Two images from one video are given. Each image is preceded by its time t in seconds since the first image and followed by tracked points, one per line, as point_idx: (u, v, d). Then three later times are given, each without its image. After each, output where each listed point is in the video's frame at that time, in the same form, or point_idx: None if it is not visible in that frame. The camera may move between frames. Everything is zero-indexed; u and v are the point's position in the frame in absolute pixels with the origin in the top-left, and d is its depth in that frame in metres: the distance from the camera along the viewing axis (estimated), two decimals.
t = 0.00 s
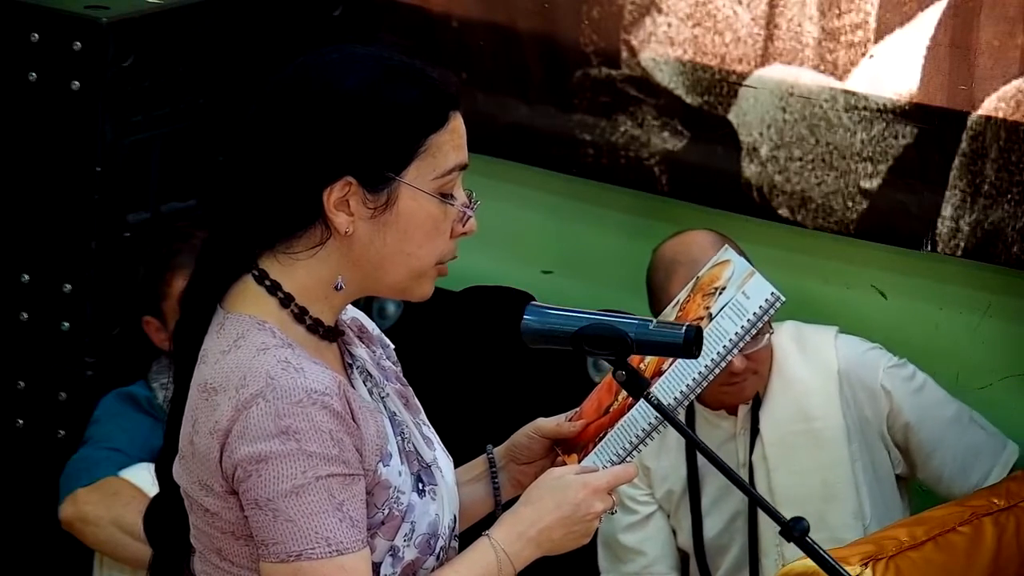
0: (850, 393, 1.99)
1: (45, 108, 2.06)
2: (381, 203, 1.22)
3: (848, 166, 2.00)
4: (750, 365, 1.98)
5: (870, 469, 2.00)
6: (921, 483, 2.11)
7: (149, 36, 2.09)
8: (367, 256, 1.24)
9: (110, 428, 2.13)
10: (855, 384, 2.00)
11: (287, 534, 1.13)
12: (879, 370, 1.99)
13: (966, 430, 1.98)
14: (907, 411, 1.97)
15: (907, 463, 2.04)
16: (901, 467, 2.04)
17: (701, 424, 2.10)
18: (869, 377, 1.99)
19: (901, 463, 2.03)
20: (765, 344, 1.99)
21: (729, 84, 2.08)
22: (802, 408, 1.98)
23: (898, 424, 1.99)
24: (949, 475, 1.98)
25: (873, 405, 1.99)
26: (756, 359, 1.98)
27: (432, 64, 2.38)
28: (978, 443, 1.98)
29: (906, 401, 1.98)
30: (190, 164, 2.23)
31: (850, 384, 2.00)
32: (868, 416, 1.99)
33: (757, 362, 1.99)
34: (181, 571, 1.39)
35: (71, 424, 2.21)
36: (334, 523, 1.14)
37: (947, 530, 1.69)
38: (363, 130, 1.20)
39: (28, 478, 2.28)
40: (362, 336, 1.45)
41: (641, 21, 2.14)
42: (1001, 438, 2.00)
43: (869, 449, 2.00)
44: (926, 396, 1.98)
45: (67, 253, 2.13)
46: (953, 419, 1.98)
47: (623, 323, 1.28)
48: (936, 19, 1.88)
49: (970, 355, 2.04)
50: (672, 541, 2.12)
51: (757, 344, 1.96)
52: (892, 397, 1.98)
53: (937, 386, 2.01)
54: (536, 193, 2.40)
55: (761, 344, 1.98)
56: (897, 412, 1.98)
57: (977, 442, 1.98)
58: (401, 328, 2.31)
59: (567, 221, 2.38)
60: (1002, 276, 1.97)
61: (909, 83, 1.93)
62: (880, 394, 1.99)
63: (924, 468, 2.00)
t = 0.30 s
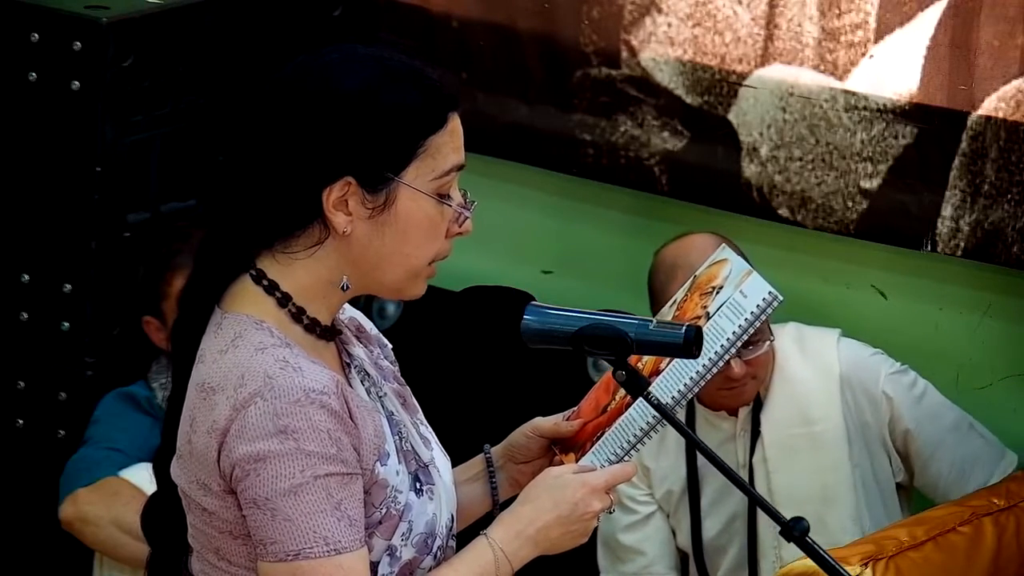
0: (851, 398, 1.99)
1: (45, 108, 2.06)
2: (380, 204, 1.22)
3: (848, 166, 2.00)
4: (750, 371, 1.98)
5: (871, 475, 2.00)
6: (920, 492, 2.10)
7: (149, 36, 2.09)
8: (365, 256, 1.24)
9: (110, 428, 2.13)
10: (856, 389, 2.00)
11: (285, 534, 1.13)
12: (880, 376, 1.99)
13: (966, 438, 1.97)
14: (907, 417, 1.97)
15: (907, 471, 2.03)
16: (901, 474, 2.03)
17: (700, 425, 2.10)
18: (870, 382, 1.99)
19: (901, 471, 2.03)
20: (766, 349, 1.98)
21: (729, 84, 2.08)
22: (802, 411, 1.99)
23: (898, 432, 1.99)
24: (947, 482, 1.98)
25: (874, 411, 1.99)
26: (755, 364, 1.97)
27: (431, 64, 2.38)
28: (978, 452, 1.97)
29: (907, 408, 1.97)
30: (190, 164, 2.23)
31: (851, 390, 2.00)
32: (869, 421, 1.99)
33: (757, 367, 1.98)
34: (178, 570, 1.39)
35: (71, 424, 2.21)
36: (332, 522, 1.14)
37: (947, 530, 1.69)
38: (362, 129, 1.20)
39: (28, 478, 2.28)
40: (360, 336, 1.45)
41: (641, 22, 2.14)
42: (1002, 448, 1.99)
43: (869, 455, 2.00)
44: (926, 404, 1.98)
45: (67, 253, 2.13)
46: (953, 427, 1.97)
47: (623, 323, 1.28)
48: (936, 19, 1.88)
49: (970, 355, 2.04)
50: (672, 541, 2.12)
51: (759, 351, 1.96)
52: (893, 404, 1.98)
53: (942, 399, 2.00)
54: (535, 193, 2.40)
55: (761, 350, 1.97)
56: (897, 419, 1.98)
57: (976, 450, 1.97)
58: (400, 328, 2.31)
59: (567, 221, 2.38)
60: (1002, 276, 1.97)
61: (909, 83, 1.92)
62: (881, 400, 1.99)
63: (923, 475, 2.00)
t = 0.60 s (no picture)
0: (855, 399, 1.99)
1: (45, 108, 2.06)
2: (375, 203, 1.22)
3: (848, 167, 2.00)
4: (753, 373, 1.96)
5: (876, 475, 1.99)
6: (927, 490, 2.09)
7: (149, 36, 2.09)
8: (361, 256, 1.24)
9: (110, 428, 2.13)
10: (860, 390, 1.99)
11: (283, 532, 1.13)
12: (884, 375, 1.99)
13: (971, 433, 1.97)
14: (912, 414, 1.97)
15: (913, 467, 2.03)
16: (906, 473, 2.03)
17: (702, 426, 2.09)
18: (875, 382, 1.99)
19: (907, 468, 2.02)
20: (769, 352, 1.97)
21: (729, 84, 2.08)
22: (803, 413, 1.99)
23: (905, 429, 1.99)
24: (955, 476, 1.97)
25: (878, 410, 1.99)
26: (758, 367, 1.96)
27: (431, 64, 2.38)
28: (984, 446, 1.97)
29: (913, 405, 1.97)
30: (190, 164, 2.23)
31: (854, 390, 1.99)
32: (874, 422, 1.99)
33: (760, 370, 1.97)
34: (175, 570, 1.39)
35: (71, 424, 2.21)
36: (330, 520, 1.14)
37: (947, 530, 1.68)
38: (359, 129, 1.20)
39: (28, 477, 2.28)
40: (356, 333, 1.44)
41: (641, 21, 2.14)
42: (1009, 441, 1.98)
43: (875, 453, 1.99)
44: (932, 400, 1.98)
45: (67, 253, 2.13)
46: (958, 422, 1.97)
47: (623, 323, 1.28)
48: (936, 19, 1.88)
49: (970, 355, 2.03)
50: (672, 542, 2.12)
51: (761, 354, 1.95)
52: (899, 402, 1.98)
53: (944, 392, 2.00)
54: (536, 193, 2.40)
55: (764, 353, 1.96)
56: (903, 416, 1.98)
57: (981, 442, 1.97)
58: (400, 328, 2.31)
59: (567, 221, 2.38)
60: (1002, 276, 1.97)
61: (909, 83, 1.92)
62: (885, 399, 1.99)
63: (928, 472, 1.99)
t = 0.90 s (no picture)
0: (859, 399, 1.99)
1: (45, 108, 2.06)
2: (373, 203, 1.22)
3: (848, 166, 2.00)
4: (756, 373, 1.97)
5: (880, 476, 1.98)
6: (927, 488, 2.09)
7: (149, 36, 2.09)
8: (358, 256, 1.25)
9: (110, 428, 2.13)
10: (863, 390, 1.99)
11: (280, 532, 1.13)
12: (888, 375, 1.99)
13: (976, 431, 1.97)
14: (919, 413, 1.97)
15: (915, 467, 2.03)
16: (909, 471, 2.03)
17: (704, 427, 2.10)
18: (879, 382, 1.98)
19: (908, 467, 2.03)
20: (773, 353, 1.98)
21: (729, 84, 2.07)
22: (805, 414, 1.98)
23: (910, 427, 1.99)
24: (958, 470, 1.99)
25: (883, 409, 1.99)
26: (760, 367, 1.97)
27: (431, 64, 2.38)
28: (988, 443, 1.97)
29: (919, 404, 1.97)
30: (190, 164, 2.23)
31: (857, 391, 1.99)
32: (879, 422, 1.98)
33: (762, 370, 1.97)
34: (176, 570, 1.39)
35: (71, 424, 2.21)
36: (326, 519, 1.14)
37: (947, 530, 1.68)
38: (355, 128, 1.20)
39: (28, 477, 2.29)
40: (353, 333, 1.44)
41: (641, 22, 2.13)
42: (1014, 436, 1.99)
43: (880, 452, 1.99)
44: (938, 398, 1.98)
45: (67, 253, 2.13)
46: (964, 420, 1.97)
47: (623, 323, 1.28)
48: (936, 20, 1.88)
49: (970, 355, 2.03)
50: (673, 542, 2.12)
51: (765, 354, 1.95)
52: (905, 401, 1.98)
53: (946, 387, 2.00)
54: (536, 193, 2.40)
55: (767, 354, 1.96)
56: (908, 414, 1.98)
57: (985, 439, 1.97)
58: (400, 328, 2.31)
59: (568, 222, 2.38)
60: (1002, 276, 1.97)
61: (909, 83, 1.92)
62: (889, 399, 1.98)
63: (933, 470, 2.00)
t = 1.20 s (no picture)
0: (858, 400, 1.99)
1: (45, 108, 2.06)
2: (372, 203, 1.22)
3: (848, 167, 2.00)
4: (757, 374, 1.97)
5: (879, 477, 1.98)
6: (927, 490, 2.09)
7: (149, 36, 2.09)
8: (358, 256, 1.24)
9: (110, 428, 2.13)
10: (863, 391, 1.99)
11: (279, 532, 1.13)
12: (888, 376, 1.98)
13: (975, 435, 1.97)
14: (918, 416, 1.97)
15: (913, 468, 2.03)
16: (908, 473, 2.03)
17: (705, 428, 2.10)
18: (879, 384, 1.98)
19: (907, 469, 2.03)
20: (773, 353, 1.98)
21: (729, 84, 2.07)
22: (806, 416, 1.99)
23: (908, 430, 1.99)
24: (956, 474, 1.99)
25: (882, 411, 1.99)
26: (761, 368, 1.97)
27: (431, 64, 2.38)
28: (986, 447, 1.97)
29: (918, 407, 1.97)
30: (189, 164, 2.23)
31: (858, 392, 1.99)
32: (879, 424, 1.98)
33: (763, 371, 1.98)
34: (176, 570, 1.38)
35: (71, 424, 2.21)
36: (326, 519, 1.14)
37: (947, 530, 1.68)
38: (355, 128, 1.20)
39: (28, 477, 2.29)
40: (353, 333, 1.44)
41: (641, 21, 2.13)
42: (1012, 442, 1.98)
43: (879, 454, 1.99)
44: (938, 401, 1.97)
45: (67, 253, 2.13)
46: (963, 423, 1.97)
47: (623, 323, 1.28)
48: (936, 19, 1.88)
49: (970, 355, 2.03)
50: (673, 542, 2.11)
51: (766, 355, 1.96)
52: (904, 404, 1.98)
53: (946, 392, 1.99)
54: (536, 194, 2.40)
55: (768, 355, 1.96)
56: (907, 417, 1.98)
57: (983, 442, 1.97)
58: (401, 328, 2.31)
59: (568, 222, 2.38)
60: (1002, 276, 1.96)
61: (909, 83, 1.92)
62: (888, 400, 1.98)
63: (931, 473, 2.00)
